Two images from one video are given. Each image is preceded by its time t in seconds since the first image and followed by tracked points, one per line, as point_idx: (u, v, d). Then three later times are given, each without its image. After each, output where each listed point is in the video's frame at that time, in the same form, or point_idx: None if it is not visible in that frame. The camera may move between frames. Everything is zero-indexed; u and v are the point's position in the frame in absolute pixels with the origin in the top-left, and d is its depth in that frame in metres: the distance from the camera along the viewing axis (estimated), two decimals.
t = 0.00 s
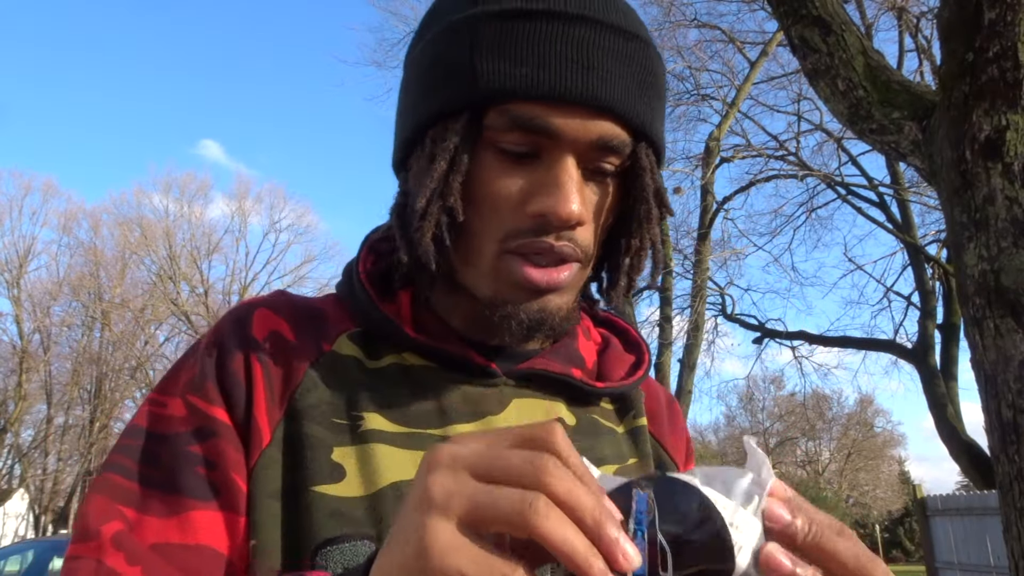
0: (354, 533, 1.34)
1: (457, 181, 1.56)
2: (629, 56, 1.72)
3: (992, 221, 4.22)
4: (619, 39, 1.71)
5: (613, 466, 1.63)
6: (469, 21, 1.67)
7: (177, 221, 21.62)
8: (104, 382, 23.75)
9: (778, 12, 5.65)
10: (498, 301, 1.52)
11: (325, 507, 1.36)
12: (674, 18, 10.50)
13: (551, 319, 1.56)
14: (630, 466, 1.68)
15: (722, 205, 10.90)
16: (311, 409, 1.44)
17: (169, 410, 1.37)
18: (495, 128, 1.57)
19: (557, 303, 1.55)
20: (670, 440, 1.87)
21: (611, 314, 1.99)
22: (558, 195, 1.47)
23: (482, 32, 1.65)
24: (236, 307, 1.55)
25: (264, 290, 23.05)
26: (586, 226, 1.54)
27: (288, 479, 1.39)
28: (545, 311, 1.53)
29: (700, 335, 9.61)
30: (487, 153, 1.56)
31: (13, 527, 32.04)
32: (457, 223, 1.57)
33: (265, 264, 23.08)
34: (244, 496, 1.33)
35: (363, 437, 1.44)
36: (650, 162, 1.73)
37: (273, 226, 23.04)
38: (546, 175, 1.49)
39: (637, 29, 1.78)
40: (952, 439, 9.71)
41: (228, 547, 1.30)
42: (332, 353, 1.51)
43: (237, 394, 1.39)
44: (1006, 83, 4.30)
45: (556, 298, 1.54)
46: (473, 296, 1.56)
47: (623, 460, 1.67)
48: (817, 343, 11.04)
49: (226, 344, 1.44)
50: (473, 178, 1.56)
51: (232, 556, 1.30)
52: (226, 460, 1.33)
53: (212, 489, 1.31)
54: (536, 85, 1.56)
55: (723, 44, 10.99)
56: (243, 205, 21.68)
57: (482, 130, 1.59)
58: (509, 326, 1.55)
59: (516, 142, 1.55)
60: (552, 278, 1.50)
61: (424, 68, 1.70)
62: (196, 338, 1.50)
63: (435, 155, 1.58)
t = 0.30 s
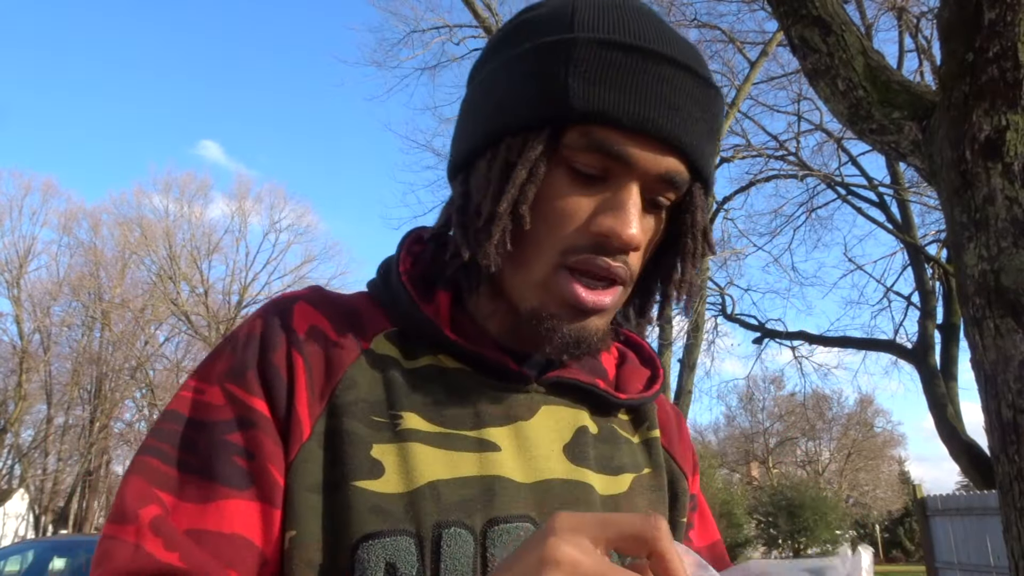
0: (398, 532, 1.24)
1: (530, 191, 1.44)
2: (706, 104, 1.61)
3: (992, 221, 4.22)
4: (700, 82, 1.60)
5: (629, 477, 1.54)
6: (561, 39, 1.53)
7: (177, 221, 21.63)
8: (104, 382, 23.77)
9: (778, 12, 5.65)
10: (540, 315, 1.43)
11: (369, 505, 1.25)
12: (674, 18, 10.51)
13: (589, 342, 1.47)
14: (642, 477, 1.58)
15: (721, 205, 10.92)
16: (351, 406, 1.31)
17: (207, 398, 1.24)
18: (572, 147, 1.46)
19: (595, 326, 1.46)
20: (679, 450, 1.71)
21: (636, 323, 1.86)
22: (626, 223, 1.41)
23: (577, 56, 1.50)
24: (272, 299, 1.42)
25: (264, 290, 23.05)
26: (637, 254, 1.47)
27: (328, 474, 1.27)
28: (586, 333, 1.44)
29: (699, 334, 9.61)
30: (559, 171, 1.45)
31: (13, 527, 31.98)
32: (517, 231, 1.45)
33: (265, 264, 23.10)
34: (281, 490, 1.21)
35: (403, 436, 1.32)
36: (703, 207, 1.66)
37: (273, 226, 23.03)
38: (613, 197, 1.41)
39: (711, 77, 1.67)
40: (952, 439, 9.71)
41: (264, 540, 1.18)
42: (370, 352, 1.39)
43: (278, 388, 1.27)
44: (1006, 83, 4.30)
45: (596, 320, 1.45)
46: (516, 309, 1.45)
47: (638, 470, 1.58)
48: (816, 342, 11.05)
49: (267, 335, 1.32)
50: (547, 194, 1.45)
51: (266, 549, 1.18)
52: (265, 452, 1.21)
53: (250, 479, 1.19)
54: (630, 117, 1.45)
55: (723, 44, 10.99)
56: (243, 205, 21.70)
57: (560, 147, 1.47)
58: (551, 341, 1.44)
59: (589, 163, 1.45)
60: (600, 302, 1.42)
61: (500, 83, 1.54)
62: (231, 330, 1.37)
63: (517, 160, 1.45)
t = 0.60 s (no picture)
0: (454, 539, 1.20)
1: (603, 210, 1.36)
2: (783, 142, 1.52)
3: (992, 221, 4.21)
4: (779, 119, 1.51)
5: (673, 492, 1.48)
6: (643, 71, 1.44)
7: (177, 221, 21.61)
8: (104, 382, 23.01)
9: (778, 12, 5.63)
10: (600, 337, 1.37)
11: (431, 511, 1.21)
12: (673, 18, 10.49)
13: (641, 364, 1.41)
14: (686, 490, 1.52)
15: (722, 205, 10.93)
16: (417, 410, 1.28)
17: (280, 396, 1.23)
18: (649, 173, 1.39)
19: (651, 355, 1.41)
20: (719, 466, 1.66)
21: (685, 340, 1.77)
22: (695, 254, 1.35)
23: (665, 88, 1.42)
24: (343, 297, 1.38)
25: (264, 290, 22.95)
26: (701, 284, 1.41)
27: (393, 477, 1.23)
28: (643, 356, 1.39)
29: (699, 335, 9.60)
30: (633, 198, 1.38)
31: (13, 527, 31.93)
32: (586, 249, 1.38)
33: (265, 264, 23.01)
34: (352, 491, 1.18)
35: (466, 442, 1.28)
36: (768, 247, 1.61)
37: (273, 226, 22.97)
38: (683, 224, 1.35)
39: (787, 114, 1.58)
40: (952, 439, 9.69)
41: (337, 536, 1.16)
42: (435, 357, 1.35)
43: (351, 393, 1.24)
44: (1006, 83, 4.29)
45: (651, 349, 1.40)
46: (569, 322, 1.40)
47: (682, 484, 1.52)
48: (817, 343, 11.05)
49: (337, 335, 1.30)
50: (620, 218, 1.37)
51: (339, 545, 1.16)
52: (337, 455, 1.18)
53: (325, 479, 1.17)
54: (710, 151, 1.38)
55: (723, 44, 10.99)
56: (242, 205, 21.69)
57: (638, 172, 1.39)
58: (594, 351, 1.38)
59: (665, 191, 1.38)
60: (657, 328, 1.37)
61: (582, 110, 1.45)
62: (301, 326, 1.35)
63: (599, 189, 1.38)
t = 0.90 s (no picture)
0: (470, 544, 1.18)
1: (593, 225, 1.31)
2: (799, 174, 1.38)
3: (992, 221, 4.20)
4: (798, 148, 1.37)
5: (703, 505, 1.39)
6: (653, 93, 1.36)
7: (176, 221, 21.61)
8: (104, 382, 22.90)
9: (778, 12, 5.62)
10: (608, 353, 1.30)
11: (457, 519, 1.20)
12: (673, 18, 10.49)
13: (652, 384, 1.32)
14: (718, 505, 1.41)
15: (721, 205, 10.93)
16: (445, 418, 1.26)
17: (330, 409, 1.22)
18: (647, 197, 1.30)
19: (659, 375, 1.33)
20: (758, 476, 1.51)
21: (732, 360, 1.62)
22: (690, 276, 1.25)
23: (669, 109, 1.33)
24: (384, 308, 1.38)
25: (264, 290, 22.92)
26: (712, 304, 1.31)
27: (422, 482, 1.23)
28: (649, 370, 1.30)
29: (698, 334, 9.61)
30: (631, 222, 1.30)
31: (13, 527, 31.87)
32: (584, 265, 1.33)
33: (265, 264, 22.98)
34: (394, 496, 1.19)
35: (492, 453, 1.26)
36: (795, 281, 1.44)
37: (273, 226, 22.96)
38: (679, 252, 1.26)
39: (818, 143, 1.43)
40: (953, 440, 9.69)
41: (383, 534, 1.17)
42: (469, 367, 1.32)
43: (388, 405, 1.24)
44: (1006, 83, 4.29)
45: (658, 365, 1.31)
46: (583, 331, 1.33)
47: (714, 497, 1.41)
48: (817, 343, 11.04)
49: (374, 347, 1.29)
50: (618, 236, 1.31)
51: (385, 543, 1.17)
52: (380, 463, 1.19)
53: (370, 485, 1.17)
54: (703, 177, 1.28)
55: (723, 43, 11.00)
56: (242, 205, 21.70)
57: (635, 197, 1.31)
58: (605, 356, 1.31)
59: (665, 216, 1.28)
60: (661, 342, 1.28)
61: (602, 125, 1.39)
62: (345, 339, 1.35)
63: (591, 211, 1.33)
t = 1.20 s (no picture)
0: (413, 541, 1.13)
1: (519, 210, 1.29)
2: (714, 150, 1.30)
3: (992, 221, 4.20)
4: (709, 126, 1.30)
5: (663, 495, 1.26)
6: (565, 84, 1.34)
7: (176, 221, 21.63)
8: (104, 382, 22.89)
9: (778, 12, 5.61)
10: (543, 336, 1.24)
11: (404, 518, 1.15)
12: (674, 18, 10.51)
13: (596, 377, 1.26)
14: (681, 495, 1.27)
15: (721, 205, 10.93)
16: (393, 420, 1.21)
17: (300, 422, 1.19)
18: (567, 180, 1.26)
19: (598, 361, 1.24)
20: (729, 462, 1.34)
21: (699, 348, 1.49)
22: (605, 249, 1.19)
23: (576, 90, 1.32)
24: (349, 324, 1.34)
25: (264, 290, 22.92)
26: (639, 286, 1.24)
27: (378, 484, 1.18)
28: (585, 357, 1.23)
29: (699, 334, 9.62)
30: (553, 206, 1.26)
31: (12, 527, 31.86)
32: (512, 257, 1.30)
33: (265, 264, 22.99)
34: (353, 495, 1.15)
35: (439, 451, 1.20)
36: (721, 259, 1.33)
37: (273, 226, 22.96)
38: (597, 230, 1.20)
39: (740, 124, 1.36)
40: (953, 440, 9.70)
41: (345, 533, 1.12)
42: (422, 374, 1.27)
43: (345, 413, 1.20)
44: (1006, 83, 4.28)
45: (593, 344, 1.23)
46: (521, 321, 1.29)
47: (677, 487, 1.27)
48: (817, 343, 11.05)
49: (335, 357, 1.27)
50: (537, 220, 1.28)
51: (347, 540, 1.13)
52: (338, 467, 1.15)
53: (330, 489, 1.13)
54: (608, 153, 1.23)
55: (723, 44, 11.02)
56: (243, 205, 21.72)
57: (556, 180, 1.27)
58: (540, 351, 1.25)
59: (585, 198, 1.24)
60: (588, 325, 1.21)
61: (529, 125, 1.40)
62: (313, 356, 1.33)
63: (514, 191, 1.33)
